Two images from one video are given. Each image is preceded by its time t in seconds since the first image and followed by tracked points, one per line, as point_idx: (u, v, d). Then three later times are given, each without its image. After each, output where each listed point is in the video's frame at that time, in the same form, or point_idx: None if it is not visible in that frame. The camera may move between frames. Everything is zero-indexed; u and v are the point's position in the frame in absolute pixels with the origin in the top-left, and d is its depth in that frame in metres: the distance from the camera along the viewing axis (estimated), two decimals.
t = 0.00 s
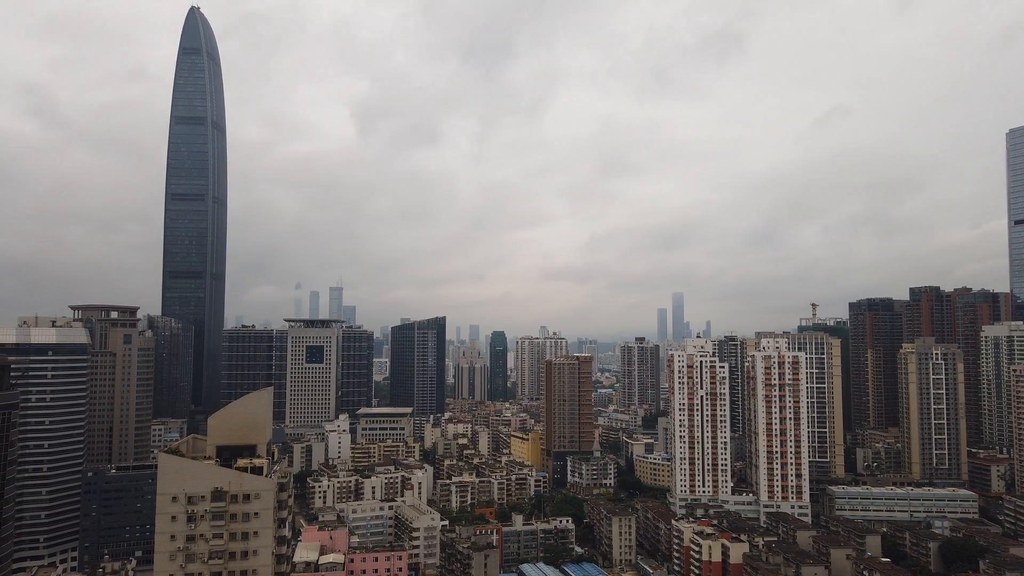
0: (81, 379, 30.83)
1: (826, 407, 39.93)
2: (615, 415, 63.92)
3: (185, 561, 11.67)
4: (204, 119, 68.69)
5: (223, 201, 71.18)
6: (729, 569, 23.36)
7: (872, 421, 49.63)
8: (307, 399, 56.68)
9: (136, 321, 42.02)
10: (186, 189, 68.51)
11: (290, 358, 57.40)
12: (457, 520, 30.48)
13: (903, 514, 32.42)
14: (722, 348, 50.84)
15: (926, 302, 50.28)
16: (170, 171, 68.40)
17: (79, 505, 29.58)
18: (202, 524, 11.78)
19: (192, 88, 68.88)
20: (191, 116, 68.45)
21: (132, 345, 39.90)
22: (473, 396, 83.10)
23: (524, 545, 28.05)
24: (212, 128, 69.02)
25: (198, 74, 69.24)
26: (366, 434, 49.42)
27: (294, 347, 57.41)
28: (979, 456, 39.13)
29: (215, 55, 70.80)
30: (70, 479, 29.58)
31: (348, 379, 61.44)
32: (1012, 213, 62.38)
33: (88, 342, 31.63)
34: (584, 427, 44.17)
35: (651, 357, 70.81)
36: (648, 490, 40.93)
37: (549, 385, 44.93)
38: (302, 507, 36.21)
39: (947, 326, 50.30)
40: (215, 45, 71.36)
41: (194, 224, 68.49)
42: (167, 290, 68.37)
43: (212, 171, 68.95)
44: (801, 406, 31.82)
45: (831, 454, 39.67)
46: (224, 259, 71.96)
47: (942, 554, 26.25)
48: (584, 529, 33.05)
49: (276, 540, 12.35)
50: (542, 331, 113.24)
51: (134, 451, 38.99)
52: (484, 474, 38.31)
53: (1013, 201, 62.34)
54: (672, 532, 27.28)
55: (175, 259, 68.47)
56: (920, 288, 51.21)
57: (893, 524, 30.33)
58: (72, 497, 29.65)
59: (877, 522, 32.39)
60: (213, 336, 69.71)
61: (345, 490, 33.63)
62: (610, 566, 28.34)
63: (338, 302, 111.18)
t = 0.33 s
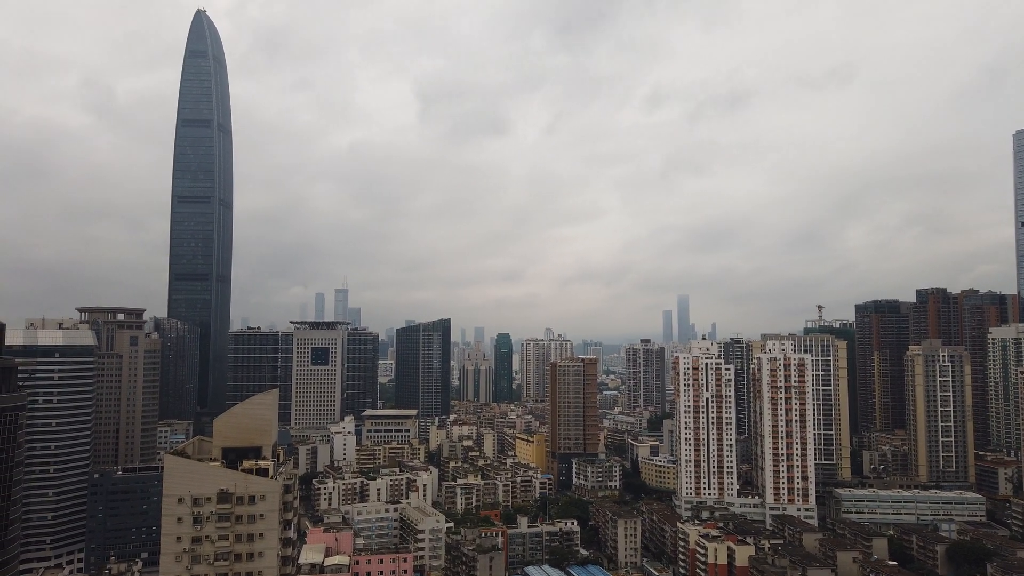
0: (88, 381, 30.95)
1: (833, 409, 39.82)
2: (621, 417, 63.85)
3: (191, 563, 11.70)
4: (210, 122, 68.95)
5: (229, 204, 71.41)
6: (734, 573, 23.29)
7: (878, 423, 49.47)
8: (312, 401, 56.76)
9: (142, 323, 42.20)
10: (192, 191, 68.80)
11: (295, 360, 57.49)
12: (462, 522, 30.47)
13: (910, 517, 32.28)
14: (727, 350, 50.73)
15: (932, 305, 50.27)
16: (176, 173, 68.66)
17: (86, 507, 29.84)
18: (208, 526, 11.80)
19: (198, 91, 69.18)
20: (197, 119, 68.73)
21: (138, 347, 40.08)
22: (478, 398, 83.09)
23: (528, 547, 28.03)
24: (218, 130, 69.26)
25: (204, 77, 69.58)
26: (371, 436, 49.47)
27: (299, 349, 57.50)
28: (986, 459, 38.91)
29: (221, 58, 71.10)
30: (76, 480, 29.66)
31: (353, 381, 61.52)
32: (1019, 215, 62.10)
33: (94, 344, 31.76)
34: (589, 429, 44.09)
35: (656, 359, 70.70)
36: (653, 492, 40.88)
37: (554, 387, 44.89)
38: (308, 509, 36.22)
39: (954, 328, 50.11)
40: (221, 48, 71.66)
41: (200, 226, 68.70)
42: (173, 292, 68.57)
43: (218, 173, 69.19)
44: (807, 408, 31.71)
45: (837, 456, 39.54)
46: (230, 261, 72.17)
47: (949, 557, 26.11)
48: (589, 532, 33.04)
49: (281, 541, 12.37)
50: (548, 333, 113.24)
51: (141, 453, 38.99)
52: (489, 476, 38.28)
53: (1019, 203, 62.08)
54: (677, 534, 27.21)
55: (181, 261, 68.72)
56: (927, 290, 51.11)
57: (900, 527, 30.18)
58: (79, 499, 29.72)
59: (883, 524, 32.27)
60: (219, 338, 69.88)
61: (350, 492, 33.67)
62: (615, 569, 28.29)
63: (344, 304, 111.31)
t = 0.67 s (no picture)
0: (95, 383, 31.07)
1: (839, 411, 39.67)
2: (626, 419, 63.81)
3: (197, 564, 11.71)
4: (215, 124, 69.16)
5: (235, 206, 71.58)
6: None
7: (885, 425, 49.34)
8: (317, 403, 56.83)
9: (148, 325, 42.37)
10: (199, 194, 69.04)
11: (300, 362, 57.58)
12: (467, 524, 30.49)
13: (916, 520, 32.11)
14: (733, 352, 50.61)
15: (939, 306, 50.05)
16: (182, 176, 68.86)
17: (92, 508, 29.83)
18: (214, 527, 11.82)
19: (204, 93, 69.42)
20: (203, 121, 68.96)
21: (144, 349, 40.22)
22: (483, 400, 83.10)
23: (534, 549, 27.96)
24: (223, 133, 69.46)
25: (210, 80, 69.78)
26: (376, 437, 49.52)
27: (305, 351, 57.63)
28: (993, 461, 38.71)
29: (226, 60, 71.30)
30: (82, 482, 29.77)
31: (358, 383, 61.59)
32: None
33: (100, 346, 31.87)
34: (594, 431, 44.02)
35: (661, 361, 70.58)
36: (659, 495, 40.77)
37: (559, 389, 44.86)
38: (313, 510, 36.28)
39: (961, 330, 49.84)
40: (227, 50, 71.86)
41: (206, 228, 68.89)
42: (179, 294, 68.80)
43: (224, 176, 69.38)
44: (813, 410, 31.62)
45: (844, 459, 39.41)
46: (235, 263, 72.33)
47: (956, 560, 25.97)
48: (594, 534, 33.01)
49: (287, 541, 12.39)
50: (553, 334, 113.20)
51: (147, 455, 39.07)
52: (494, 478, 38.27)
53: None
54: (683, 537, 27.16)
55: (187, 263, 68.92)
56: (933, 292, 50.85)
57: (907, 529, 30.05)
58: (85, 500, 29.86)
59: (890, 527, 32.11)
60: (225, 340, 70.04)
61: (355, 494, 33.64)
62: (620, 572, 28.21)
63: (349, 306, 111.45)
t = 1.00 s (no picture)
0: (102, 384, 31.15)
1: (846, 413, 39.48)
2: (632, 421, 63.75)
3: (203, 565, 11.73)
4: (222, 126, 69.43)
5: (241, 208, 71.80)
6: None
7: (892, 427, 49.16)
8: (323, 404, 56.92)
9: (155, 326, 42.50)
10: (205, 196, 69.28)
11: (306, 363, 57.67)
12: (472, 526, 30.46)
13: (924, 522, 31.95)
14: (739, 353, 50.51)
15: (947, 308, 49.79)
16: (189, 178, 69.11)
17: (99, 509, 29.93)
18: (220, 528, 11.83)
19: (211, 95, 69.67)
20: (210, 124, 69.25)
21: (151, 351, 40.31)
22: (489, 402, 83.15)
23: (540, 551, 27.94)
24: (230, 135, 69.71)
25: (216, 82, 70.03)
26: (381, 439, 49.58)
27: (310, 352, 57.73)
28: (1002, 463, 38.48)
29: (233, 63, 71.55)
30: (89, 483, 29.88)
31: (364, 385, 61.66)
32: None
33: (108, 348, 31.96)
34: (600, 432, 43.95)
35: (667, 363, 70.47)
36: (665, 497, 40.70)
37: (565, 391, 44.82)
38: (319, 512, 36.34)
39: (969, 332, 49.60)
40: (233, 53, 72.10)
41: (212, 230, 69.11)
42: (185, 296, 69.07)
43: (230, 178, 69.58)
44: (820, 412, 31.50)
45: (851, 461, 39.26)
46: (242, 264, 72.54)
47: (964, 562, 25.83)
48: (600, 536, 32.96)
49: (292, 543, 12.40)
50: (558, 336, 113.20)
51: (154, 456, 39.22)
52: (500, 480, 38.29)
53: None
54: (689, 539, 27.11)
55: (194, 264, 69.14)
56: (941, 293, 50.59)
57: (914, 532, 29.89)
58: (92, 501, 29.97)
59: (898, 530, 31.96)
60: (231, 341, 70.24)
61: (361, 495, 33.76)
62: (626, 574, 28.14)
63: (355, 308, 111.65)
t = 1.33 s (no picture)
0: (108, 385, 31.25)
1: (852, 415, 39.33)
2: (637, 423, 63.66)
3: (209, 566, 11.75)
4: (228, 129, 69.68)
5: (247, 210, 71.99)
6: None
7: (899, 430, 48.95)
8: (329, 406, 57.00)
9: (161, 329, 42.64)
10: (212, 198, 69.51)
11: (312, 365, 57.77)
12: (478, 528, 30.46)
13: (931, 525, 31.81)
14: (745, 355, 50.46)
15: (954, 310, 49.54)
16: (195, 180, 69.35)
17: (106, 510, 30.03)
18: (226, 530, 11.86)
19: (217, 98, 69.93)
20: (216, 126, 69.53)
21: (158, 353, 40.43)
22: (494, 404, 83.12)
23: (545, 553, 27.89)
24: (236, 137, 69.96)
25: (222, 84, 70.29)
26: (387, 441, 49.63)
27: (316, 354, 57.86)
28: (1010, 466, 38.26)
29: (239, 66, 71.88)
30: (96, 484, 29.99)
31: (369, 386, 61.72)
32: None
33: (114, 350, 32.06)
34: (606, 434, 43.88)
35: (673, 365, 70.33)
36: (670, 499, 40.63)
37: (570, 392, 44.77)
38: (325, 513, 36.37)
39: (976, 333, 49.33)
40: (240, 56, 72.45)
41: (218, 232, 69.30)
42: (192, 298, 69.32)
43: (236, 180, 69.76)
44: (826, 414, 31.39)
45: (858, 464, 39.10)
46: (248, 267, 72.72)
47: (972, 565, 25.71)
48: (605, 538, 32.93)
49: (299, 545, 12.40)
50: (564, 339, 113.12)
51: (160, 457, 39.34)
52: (505, 482, 38.31)
53: None
54: (695, 541, 27.06)
55: (200, 267, 69.36)
56: (948, 295, 50.34)
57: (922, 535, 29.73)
58: (99, 502, 30.09)
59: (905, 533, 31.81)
60: (237, 343, 70.46)
61: (366, 497, 33.70)
62: None
63: (360, 310, 111.80)
